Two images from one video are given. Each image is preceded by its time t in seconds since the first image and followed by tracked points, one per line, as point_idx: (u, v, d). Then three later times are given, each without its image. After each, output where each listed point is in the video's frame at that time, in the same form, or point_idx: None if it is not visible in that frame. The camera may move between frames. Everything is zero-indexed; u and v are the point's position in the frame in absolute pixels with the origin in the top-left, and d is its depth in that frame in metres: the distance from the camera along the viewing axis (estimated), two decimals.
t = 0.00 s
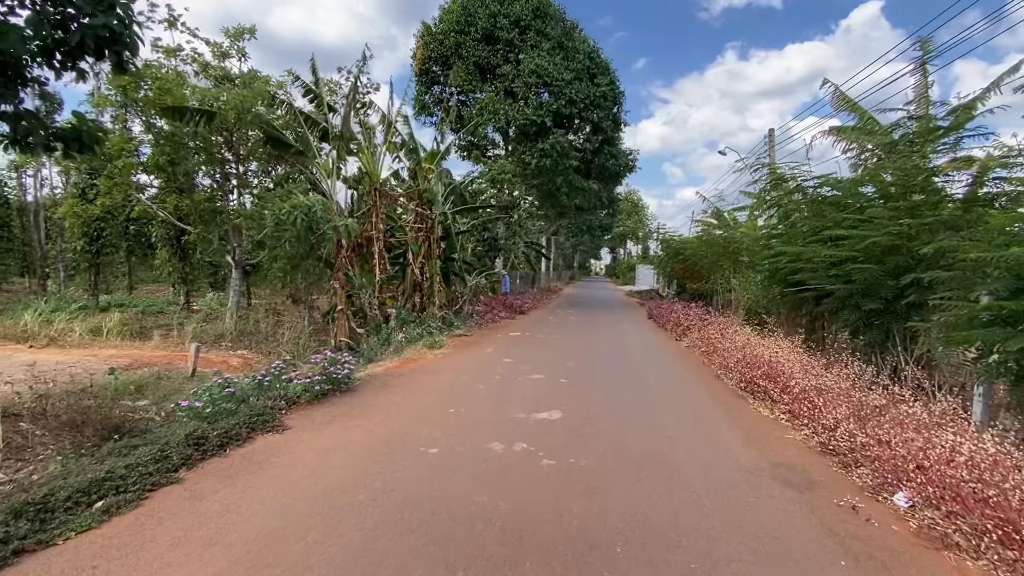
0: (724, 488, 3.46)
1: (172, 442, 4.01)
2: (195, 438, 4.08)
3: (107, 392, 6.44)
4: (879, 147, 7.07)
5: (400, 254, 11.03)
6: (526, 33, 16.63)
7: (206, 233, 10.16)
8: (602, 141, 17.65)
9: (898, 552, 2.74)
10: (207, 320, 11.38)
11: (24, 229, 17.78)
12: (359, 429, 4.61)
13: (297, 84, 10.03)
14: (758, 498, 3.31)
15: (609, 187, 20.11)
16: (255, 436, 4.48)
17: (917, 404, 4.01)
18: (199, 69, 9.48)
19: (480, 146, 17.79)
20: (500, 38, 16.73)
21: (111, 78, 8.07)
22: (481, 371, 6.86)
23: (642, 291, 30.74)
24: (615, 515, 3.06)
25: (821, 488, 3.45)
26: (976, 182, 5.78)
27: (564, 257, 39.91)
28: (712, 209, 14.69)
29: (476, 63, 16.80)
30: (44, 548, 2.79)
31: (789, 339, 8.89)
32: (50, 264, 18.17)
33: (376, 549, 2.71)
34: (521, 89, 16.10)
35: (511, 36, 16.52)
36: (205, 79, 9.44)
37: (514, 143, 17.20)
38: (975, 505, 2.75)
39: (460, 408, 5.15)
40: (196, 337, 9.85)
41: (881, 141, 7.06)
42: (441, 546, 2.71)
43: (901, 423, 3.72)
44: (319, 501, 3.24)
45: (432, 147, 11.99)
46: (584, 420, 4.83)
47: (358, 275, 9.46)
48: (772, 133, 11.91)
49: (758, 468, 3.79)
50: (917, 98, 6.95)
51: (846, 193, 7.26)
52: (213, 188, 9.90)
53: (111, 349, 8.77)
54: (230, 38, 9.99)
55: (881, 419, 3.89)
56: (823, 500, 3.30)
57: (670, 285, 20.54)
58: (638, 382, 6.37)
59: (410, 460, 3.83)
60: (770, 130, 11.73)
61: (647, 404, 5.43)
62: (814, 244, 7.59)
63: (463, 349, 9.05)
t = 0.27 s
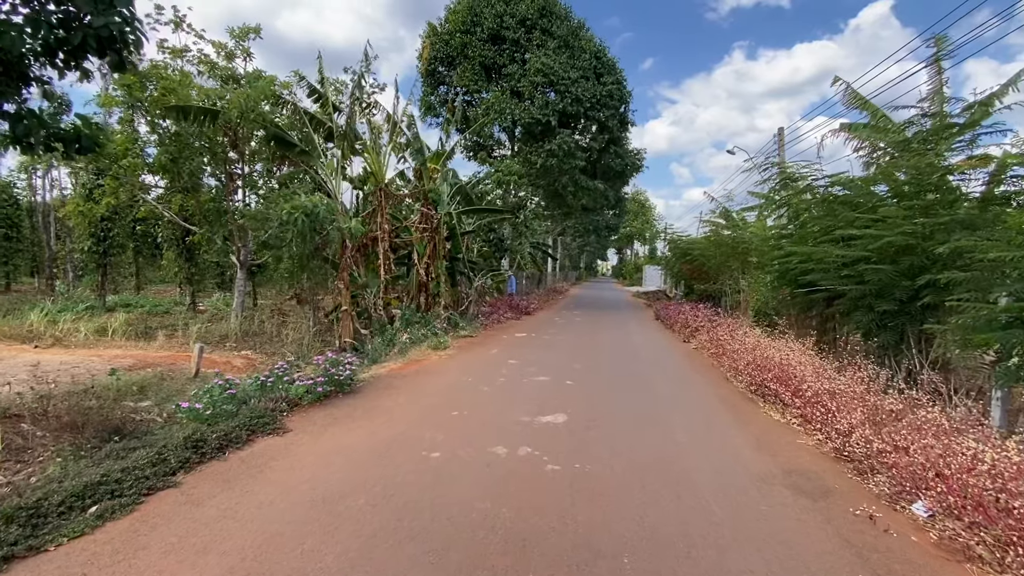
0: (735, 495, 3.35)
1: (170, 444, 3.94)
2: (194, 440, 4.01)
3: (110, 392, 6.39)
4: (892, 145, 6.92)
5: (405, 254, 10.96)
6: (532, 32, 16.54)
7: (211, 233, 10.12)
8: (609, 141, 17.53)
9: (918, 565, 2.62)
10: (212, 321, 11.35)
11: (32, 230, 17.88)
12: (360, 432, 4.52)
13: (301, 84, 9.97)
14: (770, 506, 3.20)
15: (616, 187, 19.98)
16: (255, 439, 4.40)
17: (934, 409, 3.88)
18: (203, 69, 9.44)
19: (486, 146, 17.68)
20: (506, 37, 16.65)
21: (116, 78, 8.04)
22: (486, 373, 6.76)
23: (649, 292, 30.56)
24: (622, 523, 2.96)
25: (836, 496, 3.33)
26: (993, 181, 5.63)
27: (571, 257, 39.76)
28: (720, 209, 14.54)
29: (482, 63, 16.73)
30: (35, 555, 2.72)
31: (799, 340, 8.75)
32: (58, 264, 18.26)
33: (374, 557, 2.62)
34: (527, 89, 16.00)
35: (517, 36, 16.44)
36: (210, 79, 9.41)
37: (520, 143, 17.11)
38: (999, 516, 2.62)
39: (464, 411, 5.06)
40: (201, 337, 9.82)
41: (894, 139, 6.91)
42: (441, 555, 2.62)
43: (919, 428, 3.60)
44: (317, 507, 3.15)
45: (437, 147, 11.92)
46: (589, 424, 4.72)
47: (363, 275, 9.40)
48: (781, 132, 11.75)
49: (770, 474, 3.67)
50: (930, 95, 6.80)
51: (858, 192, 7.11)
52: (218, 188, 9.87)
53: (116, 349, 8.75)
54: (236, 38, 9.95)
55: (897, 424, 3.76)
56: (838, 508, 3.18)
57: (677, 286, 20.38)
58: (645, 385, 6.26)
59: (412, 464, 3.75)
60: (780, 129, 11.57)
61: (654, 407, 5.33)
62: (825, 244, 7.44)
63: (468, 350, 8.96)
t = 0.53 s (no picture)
0: (752, 506, 3.21)
1: (169, 449, 3.86)
2: (193, 445, 3.92)
3: (113, 394, 6.34)
4: (910, 143, 6.74)
5: (412, 255, 10.87)
6: (540, 31, 16.43)
7: (217, 233, 10.07)
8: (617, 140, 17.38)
9: None
10: (218, 321, 11.31)
11: (41, 231, 17.98)
12: (364, 436, 4.42)
13: (307, 83, 9.90)
14: (790, 518, 3.06)
15: (624, 187, 19.81)
16: (256, 443, 4.31)
17: (961, 416, 3.72)
18: (209, 69, 9.39)
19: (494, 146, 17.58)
20: (513, 37, 16.54)
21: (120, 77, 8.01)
22: (492, 376, 6.65)
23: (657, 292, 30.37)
24: (633, 535, 2.83)
25: (859, 508, 3.18)
26: (1017, 179, 5.44)
27: (578, 257, 39.61)
28: (730, 209, 14.35)
29: (489, 63, 16.63)
30: (25, 565, 2.64)
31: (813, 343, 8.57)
32: (67, 265, 18.35)
33: (375, 571, 2.51)
34: (534, 89, 15.88)
35: (524, 35, 16.33)
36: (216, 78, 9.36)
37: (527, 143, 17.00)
38: None
39: (471, 415, 4.94)
40: (206, 338, 9.77)
41: (911, 136, 6.74)
42: (445, 569, 2.50)
43: (945, 436, 3.44)
44: (319, 516, 3.05)
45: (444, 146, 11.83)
46: (599, 429, 4.60)
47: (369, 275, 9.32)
48: (793, 130, 11.56)
49: (788, 484, 3.52)
50: (949, 91, 6.61)
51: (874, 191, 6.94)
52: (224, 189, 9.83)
53: (121, 350, 8.73)
54: (242, 38, 9.90)
55: (922, 431, 3.60)
56: (861, 521, 3.03)
57: (686, 286, 20.19)
58: (656, 388, 6.12)
59: (416, 471, 3.64)
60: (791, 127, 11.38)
61: (665, 411, 5.19)
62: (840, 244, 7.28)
63: (475, 352, 8.86)
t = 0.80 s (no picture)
0: (769, 518, 3.07)
1: (167, 454, 3.77)
2: (192, 450, 3.84)
3: (116, 396, 6.27)
4: (929, 140, 6.55)
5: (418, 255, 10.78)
6: (548, 29, 16.29)
7: (223, 233, 10.02)
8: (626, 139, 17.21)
9: None
10: (225, 322, 11.27)
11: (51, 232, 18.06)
12: (367, 441, 4.32)
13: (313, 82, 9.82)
14: (810, 532, 2.92)
15: (632, 187, 19.62)
16: (257, 447, 4.22)
17: (988, 425, 3.56)
18: (215, 68, 9.34)
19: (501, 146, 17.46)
20: (520, 35, 16.41)
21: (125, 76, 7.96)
22: (499, 378, 6.54)
23: (666, 292, 30.15)
24: (646, 550, 2.70)
25: (882, 522, 3.03)
26: None
27: (586, 257, 39.42)
28: (740, 208, 14.16)
29: (497, 62, 16.52)
30: None
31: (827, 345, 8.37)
32: (76, 265, 18.42)
33: None
34: (541, 87, 15.75)
35: (532, 33, 16.19)
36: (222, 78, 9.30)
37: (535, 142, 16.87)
38: None
39: (477, 419, 4.83)
40: (212, 339, 9.71)
41: (930, 133, 6.55)
42: None
43: (973, 446, 3.28)
44: (318, 526, 2.95)
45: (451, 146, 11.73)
46: (608, 435, 4.47)
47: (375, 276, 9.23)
48: (805, 128, 11.35)
49: (806, 495, 3.38)
50: (970, 87, 6.42)
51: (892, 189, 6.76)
52: (230, 189, 9.78)
53: (127, 350, 8.69)
54: (248, 37, 9.84)
55: (947, 441, 3.44)
56: (885, 536, 2.88)
57: (696, 287, 19.98)
58: (667, 392, 5.97)
59: (419, 478, 3.53)
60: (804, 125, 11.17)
61: (677, 417, 5.05)
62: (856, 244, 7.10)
63: (482, 353, 8.75)
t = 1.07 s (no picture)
0: (785, 528, 2.96)
1: (167, 456, 3.71)
2: (193, 451, 3.78)
3: (122, 395, 6.24)
4: (947, 137, 6.38)
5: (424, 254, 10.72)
6: (556, 28, 16.17)
7: (229, 232, 9.99)
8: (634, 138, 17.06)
9: None
10: (231, 321, 11.25)
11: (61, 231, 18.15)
12: (371, 444, 4.24)
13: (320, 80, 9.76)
14: (828, 543, 2.80)
15: (641, 186, 19.45)
16: (259, 449, 4.15)
17: (1014, 431, 3.42)
18: (221, 67, 9.30)
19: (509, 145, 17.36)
20: (528, 33, 16.29)
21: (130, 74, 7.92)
22: (506, 379, 6.45)
23: (674, 292, 29.95)
24: (656, 561, 2.60)
25: (904, 533, 2.91)
26: None
27: (594, 256, 39.25)
28: (751, 208, 13.99)
29: (505, 60, 16.42)
30: None
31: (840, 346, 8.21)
32: (86, 265, 18.51)
33: None
34: (549, 86, 15.65)
35: (540, 31, 16.07)
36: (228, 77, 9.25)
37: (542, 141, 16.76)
38: None
39: (483, 421, 4.74)
40: (218, 338, 9.67)
41: (948, 130, 6.39)
42: None
43: (999, 454, 3.15)
44: (318, 533, 2.87)
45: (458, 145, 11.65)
46: (617, 439, 4.36)
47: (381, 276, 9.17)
48: (818, 126, 11.17)
49: (823, 503, 3.27)
50: (989, 82, 6.26)
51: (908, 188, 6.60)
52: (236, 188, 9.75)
53: (133, 350, 8.67)
54: (254, 36, 9.81)
55: (972, 448, 3.32)
56: (906, 547, 2.77)
57: (705, 287, 19.81)
58: (676, 394, 5.86)
59: (423, 483, 3.45)
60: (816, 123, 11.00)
61: (687, 420, 4.95)
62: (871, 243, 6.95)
63: (488, 353, 8.67)
